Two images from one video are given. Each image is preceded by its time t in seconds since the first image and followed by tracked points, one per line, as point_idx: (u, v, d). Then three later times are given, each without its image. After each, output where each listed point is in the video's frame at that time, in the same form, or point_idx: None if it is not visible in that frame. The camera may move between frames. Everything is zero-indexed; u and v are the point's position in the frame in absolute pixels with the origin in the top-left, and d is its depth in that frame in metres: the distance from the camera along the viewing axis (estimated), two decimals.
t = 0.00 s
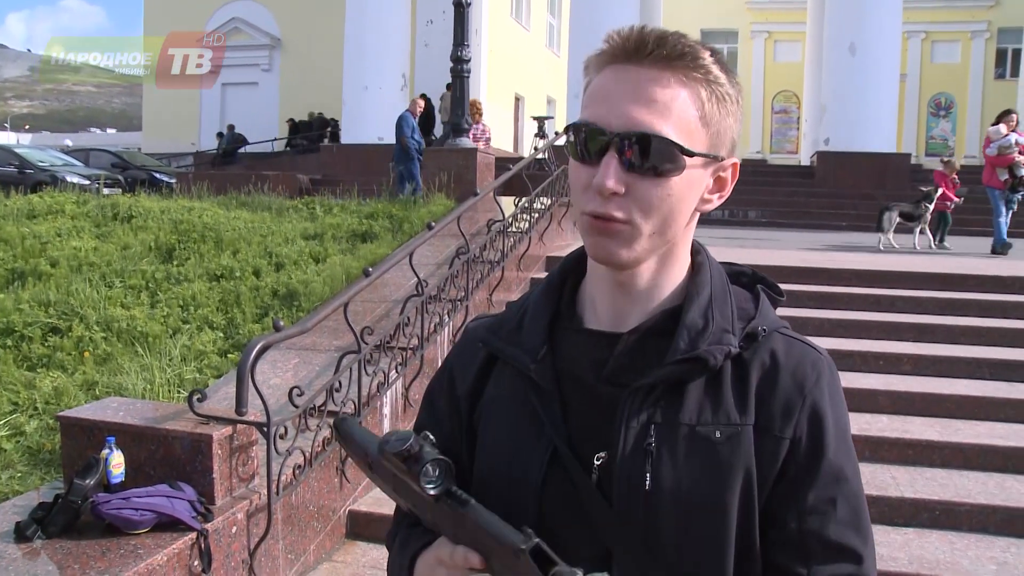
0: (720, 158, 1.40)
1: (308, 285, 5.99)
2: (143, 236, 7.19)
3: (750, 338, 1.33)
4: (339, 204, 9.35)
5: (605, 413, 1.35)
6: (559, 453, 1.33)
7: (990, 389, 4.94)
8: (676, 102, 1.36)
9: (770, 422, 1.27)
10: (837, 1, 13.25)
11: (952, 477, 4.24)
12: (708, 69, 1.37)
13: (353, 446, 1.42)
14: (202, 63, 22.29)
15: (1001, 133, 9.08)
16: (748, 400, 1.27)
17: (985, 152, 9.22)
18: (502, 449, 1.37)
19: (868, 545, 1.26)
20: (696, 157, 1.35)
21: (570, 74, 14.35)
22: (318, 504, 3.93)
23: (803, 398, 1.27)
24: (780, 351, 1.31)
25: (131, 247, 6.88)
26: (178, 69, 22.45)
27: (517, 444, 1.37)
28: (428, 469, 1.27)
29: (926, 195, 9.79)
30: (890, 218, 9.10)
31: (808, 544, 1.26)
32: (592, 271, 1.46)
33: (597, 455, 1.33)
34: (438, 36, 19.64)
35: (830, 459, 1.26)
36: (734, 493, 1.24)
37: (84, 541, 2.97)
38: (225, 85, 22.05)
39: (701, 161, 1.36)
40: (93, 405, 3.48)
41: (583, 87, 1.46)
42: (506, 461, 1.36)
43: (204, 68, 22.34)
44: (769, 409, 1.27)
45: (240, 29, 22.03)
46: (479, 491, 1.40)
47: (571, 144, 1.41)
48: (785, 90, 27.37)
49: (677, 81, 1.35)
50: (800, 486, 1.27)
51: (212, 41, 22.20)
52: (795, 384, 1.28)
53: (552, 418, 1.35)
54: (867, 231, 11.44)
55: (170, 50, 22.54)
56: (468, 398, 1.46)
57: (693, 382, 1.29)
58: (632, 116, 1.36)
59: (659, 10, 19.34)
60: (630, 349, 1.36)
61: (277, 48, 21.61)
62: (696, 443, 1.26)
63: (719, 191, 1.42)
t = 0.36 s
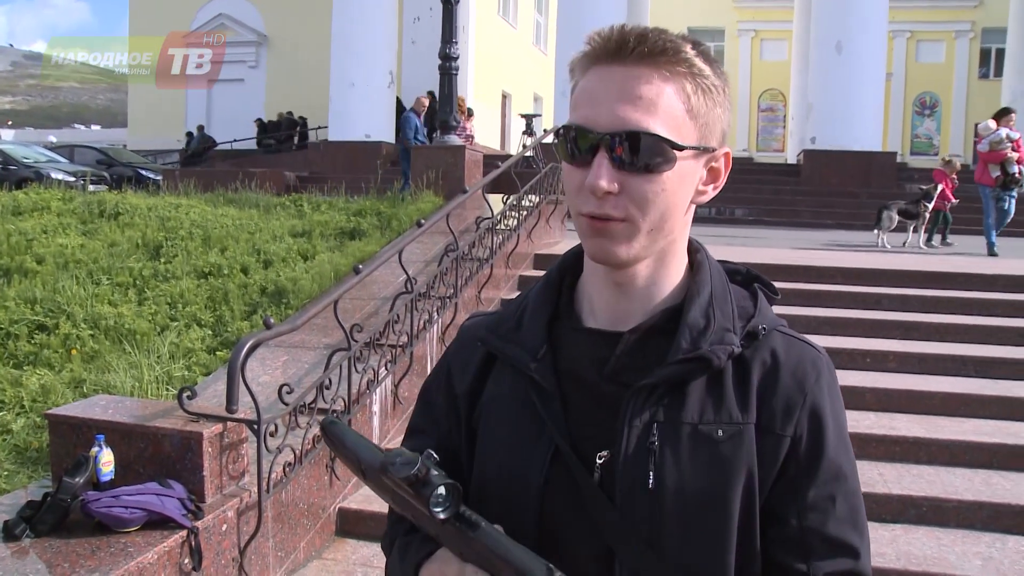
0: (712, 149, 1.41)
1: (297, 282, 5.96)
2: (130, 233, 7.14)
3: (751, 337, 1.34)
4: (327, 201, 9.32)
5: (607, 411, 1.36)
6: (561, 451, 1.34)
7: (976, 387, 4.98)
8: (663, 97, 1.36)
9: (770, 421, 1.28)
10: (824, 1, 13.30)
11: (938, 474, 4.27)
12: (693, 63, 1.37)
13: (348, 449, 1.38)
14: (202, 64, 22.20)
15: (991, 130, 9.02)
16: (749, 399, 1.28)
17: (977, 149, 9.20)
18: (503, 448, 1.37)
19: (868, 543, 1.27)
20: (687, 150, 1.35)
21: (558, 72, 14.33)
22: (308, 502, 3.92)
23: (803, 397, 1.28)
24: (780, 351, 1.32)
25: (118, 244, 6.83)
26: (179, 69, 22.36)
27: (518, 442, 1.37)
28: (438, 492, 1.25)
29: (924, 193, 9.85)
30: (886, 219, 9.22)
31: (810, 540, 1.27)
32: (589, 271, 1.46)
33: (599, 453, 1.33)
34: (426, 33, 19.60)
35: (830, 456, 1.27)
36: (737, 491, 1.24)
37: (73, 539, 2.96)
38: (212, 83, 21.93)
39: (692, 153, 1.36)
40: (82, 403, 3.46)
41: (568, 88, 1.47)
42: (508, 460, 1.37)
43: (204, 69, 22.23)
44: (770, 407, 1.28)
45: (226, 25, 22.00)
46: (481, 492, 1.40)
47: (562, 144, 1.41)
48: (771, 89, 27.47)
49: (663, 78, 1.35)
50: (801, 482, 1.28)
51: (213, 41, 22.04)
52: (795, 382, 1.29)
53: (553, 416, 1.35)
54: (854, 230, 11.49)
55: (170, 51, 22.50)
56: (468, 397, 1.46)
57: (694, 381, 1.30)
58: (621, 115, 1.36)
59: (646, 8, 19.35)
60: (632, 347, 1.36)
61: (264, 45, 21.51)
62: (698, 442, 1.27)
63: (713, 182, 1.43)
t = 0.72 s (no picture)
0: (717, 155, 1.42)
1: (286, 282, 5.94)
2: (118, 233, 7.09)
3: (747, 341, 1.35)
4: (315, 201, 9.28)
5: (605, 416, 1.36)
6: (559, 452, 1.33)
7: (964, 386, 5.02)
8: (678, 91, 1.37)
9: (766, 424, 1.29)
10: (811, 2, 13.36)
11: (926, 473, 4.30)
12: (710, 64, 1.39)
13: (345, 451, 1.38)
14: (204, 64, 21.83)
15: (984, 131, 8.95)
16: (746, 403, 1.29)
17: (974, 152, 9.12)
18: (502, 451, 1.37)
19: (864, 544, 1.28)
20: (694, 146, 1.36)
21: (546, 73, 14.33)
22: (298, 503, 3.91)
23: (799, 400, 1.29)
24: (777, 353, 1.34)
25: (105, 244, 6.79)
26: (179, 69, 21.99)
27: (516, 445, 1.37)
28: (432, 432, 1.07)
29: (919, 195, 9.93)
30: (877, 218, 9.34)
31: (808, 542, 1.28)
32: (585, 266, 1.47)
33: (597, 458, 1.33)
34: (413, 32, 19.56)
35: (826, 459, 1.28)
36: (735, 494, 1.25)
37: (62, 542, 2.93)
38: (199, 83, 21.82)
39: (698, 151, 1.37)
40: (71, 404, 3.43)
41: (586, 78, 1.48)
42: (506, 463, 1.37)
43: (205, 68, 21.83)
44: (767, 410, 1.30)
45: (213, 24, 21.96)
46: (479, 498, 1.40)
47: (572, 131, 1.42)
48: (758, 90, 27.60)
49: (681, 71, 1.37)
50: (799, 485, 1.28)
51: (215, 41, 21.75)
52: (792, 385, 1.30)
53: (550, 420, 1.35)
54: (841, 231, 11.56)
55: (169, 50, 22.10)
56: (465, 401, 1.46)
57: (692, 384, 1.30)
58: (633, 100, 1.37)
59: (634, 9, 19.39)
60: (629, 350, 1.37)
61: (251, 44, 21.50)
62: (695, 445, 1.27)
63: (714, 188, 1.44)
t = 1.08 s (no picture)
0: (704, 160, 1.41)
1: (270, 283, 5.90)
2: (100, 234, 7.04)
3: (740, 337, 1.37)
4: (299, 202, 9.24)
5: (601, 413, 1.37)
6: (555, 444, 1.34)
7: (946, 385, 5.07)
8: (662, 105, 1.36)
9: (759, 417, 1.30)
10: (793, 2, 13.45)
11: (910, 472, 4.34)
12: (694, 73, 1.37)
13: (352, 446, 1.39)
14: (202, 64, 21.64)
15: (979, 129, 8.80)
16: (739, 396, 1.31)
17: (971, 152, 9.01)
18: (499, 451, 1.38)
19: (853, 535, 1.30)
20: (682, 159, 1.36)
21: (530, 74, 14.33)
22: (284, 505, 3.88)
23: (790, 393, 1.31)
24: (769, 349, 1.35)
25: (87, 246, 6.73)
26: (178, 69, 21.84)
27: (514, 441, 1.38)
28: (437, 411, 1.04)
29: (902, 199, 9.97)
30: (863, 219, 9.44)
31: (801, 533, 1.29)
32: (579, 271, 1.47)
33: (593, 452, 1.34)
34: (397, 33, 19.54)
35: (819, 451, 1.30)
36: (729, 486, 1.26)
37: (45, 546, 2.91)
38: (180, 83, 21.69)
39: (686, 163, 1.37)
40: (54, 407, 3.40)
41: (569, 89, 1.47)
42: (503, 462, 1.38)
43: (204, 69, 21.65)
44: (758, 404, 1.31)
45: (194, 24, 21.94)
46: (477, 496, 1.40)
47: (560, 145, 1.42)
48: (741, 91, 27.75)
49: (665, 86, 1.36)
50: (790, 478, 1.30)
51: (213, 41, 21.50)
52: (782, 378, 1.32)
53: (547, 415, 1.36)
54: (824, 231, 11.64)
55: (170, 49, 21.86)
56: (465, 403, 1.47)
57: (686, 378, 1.32)
58: (620, 118, 1.36)
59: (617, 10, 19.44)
60: (623, 348, 1.38)
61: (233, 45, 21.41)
62: (690, 438, 1.29)
63: (704, 192, 1.44)
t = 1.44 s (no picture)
0: (708, 154, 1.43)
1: (262, 280, 5.89)
2: (90, 232, 7.01)
3: (738, 332, 1.37)
4: (289, 199, 9.21)
5: (600, 411, 1.37)
6: (556, 444, 1.35)
7: (937, 378, 5.10)
8: (672, 91, 1.39)
9: (759, 413, 1.31)
10: None
11: (902, 465, 4.36)
12: (704, 66, 1.40)
13: (353, 449, 1.42)
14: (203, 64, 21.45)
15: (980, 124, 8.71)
16: (739, 392, 1.31)
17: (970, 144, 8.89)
18: (498, 447, 1.39)
19: (848, 528, 1.32)
20: (690, 145, 1.38)
21: (519, 70, 14.32)
22: (278, 503, 3.88)
23: (788, 390, 1.32)
24: (767, 343, 1.35)
25: (77, 244, 6.69)
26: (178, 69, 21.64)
27: (512, 440, 1.39)
28: (450, 491, 1.24)
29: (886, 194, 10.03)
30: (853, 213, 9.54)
31: (798, 528, 1.31)
32: (575, 264, 1.47)
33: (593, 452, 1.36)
34: (386, 29, 19.47)
35: (814, 446, 1.31)
36: (729, 484, 1.28)
37: (40, 545, 2.90)
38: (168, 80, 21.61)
39: (693, 150, 1.39)
40: (47, 405, 3.39)
41: (578, 78, 1.49)
42: (503, 458, 1.38)
43: (204, 69, 21.49)
44: (758, 400, 1.32)
45: (183, 21, 21.86)
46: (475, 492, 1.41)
47: (567, 127, 1.42)
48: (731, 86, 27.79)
49: (676, 72, 1.39)
50: (788, 474, 1.31)
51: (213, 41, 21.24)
52: (781, 374, 1.32)
53: (546, 414, 1.37)
54: (815, 226, 11.66)
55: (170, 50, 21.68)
56: (461, 400, 1.47)
57: (685, 375, 1.32)
58: (632, 99, 1.38)
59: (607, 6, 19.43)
60: (622, 345, 1.38)
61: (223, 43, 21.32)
62: (691, 436, 1.29)
63: (703, 186, 1.45)
